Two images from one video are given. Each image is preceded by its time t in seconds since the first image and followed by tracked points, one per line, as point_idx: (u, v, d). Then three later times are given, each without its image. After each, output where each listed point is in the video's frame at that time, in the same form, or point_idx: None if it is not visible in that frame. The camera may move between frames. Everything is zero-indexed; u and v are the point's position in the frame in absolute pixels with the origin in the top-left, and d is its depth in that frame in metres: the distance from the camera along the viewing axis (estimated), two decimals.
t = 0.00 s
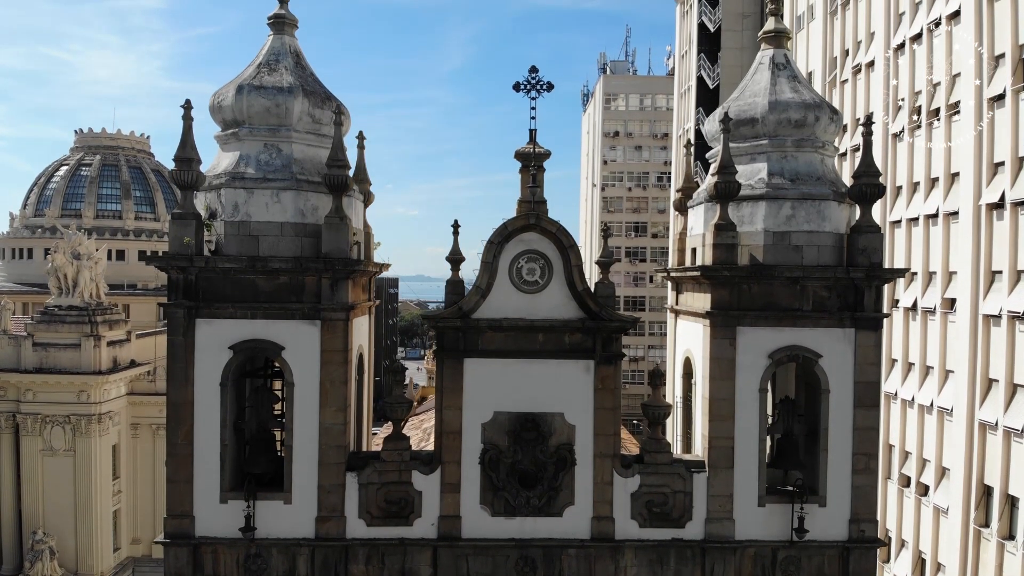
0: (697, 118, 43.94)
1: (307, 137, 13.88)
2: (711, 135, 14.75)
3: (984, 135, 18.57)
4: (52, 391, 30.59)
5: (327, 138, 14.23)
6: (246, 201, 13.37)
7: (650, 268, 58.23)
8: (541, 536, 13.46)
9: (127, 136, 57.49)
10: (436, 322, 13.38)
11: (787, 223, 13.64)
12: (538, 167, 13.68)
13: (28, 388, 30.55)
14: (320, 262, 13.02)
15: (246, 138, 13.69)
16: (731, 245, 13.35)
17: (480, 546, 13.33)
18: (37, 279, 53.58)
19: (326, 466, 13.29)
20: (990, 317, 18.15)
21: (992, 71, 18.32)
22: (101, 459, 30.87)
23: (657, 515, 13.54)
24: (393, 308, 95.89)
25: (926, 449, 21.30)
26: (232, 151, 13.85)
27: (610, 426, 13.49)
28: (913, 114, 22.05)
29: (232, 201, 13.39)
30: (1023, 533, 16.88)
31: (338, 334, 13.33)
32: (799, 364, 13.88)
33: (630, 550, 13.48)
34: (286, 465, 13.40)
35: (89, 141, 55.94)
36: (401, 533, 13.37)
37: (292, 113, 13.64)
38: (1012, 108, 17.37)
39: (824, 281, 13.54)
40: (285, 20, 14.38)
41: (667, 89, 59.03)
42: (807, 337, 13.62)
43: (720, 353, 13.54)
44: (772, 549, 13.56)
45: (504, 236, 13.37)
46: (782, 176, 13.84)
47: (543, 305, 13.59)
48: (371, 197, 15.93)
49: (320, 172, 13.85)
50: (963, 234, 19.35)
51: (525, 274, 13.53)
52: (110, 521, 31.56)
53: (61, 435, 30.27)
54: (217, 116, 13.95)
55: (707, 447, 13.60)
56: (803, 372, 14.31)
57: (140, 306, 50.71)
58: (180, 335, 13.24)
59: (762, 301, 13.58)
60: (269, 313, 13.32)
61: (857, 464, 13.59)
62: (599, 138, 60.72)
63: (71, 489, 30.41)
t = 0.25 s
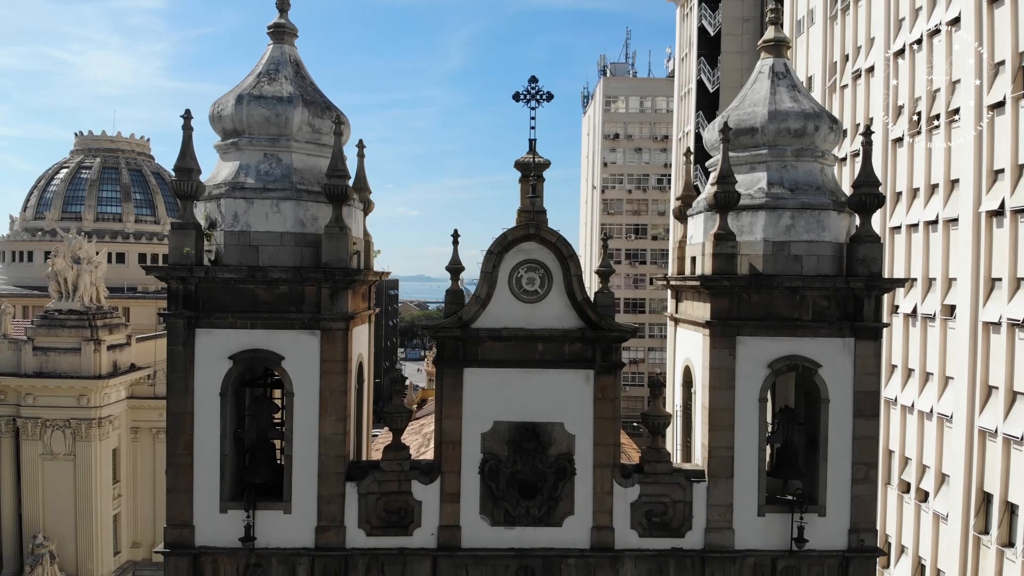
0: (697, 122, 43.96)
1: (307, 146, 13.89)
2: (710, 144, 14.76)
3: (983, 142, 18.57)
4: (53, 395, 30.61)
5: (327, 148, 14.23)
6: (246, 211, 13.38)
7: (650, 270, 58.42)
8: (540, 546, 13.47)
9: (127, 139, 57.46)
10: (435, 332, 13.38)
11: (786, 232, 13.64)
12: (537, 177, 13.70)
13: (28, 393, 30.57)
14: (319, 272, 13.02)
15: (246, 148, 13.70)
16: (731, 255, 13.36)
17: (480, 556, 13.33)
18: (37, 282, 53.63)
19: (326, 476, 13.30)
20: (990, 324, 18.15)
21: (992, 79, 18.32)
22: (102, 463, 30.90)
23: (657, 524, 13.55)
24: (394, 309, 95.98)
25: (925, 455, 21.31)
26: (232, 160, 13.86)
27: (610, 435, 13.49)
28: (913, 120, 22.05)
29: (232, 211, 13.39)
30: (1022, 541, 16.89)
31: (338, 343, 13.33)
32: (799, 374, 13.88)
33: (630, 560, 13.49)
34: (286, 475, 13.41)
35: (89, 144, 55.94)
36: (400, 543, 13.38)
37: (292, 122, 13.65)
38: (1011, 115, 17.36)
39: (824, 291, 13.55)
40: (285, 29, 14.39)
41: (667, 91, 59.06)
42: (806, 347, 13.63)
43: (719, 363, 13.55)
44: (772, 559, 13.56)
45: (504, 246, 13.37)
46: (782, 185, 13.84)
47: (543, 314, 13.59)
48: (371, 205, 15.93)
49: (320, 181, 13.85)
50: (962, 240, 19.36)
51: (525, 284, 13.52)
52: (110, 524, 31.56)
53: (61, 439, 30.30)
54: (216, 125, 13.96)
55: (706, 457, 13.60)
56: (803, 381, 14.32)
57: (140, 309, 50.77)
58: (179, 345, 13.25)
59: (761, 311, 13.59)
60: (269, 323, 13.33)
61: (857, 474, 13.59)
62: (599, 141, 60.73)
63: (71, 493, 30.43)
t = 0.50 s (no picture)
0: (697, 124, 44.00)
1: (307, 154, 13.89)
2: (710, 151, 14.77)
3: (983, 148, 18.57)
4: (53, 399, 30.62)
5: (327, 156, 14.24)
6: (246, 220, 13.38)
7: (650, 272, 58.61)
8: (540, 554, 13.47)
9: (127, 141, 57.46)
10: (435, 340, 13.37)
11: (786, 241, 13.64)
12: (537, 185, 13.72)
13: (28, 396, 30.60)
14: (319, 280, 13.02)
15: (246, 156, 13.70)
16: (731, 263, 13.36)
17: (480, 564, 13.34)
18: (37, 285, 53.67)
19: (326, 484, 13.30)
20: (989, 330, 18.16)
21: (992, 85, 18.32)
22: (102, 467, 30.92)
23: (657, 533, 13.56)
24: (394, 310, 96.05)
25: (925, 460, 21.31)
26: (232, 168, 13.86)
27: (609, 444, 13.49)
28: (913, 125, 22.04)
29: (232, 219, 13.40)
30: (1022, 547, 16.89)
31: (337, 352, 13.33)
32: (799, 382, 13.88)
33: (630, 568, 13.49)
34: (285, 483, 13.41)
35: (89, 146, 55.95)
36: (400, 551, 13.39)
37: (292, 131, 13.66)
38: (1012, 122, 17.37)
39: (824, 299, 13.55)
40: (285, 37, 14.39)
41: (667, 93, 59.06)
42: (806, 355, 13.63)
43: (719, 371, 13.55)
44: (772, 567, 13.57)
45: (504, 255, 13.36)
46: (781, 193, 13.84)
47: (543, 323, 13.58)
48: (371, 212, 15.93)
49: (320, 190, 13.86)
50: (962, 246, 19.36)
51: (525, 292, 13.52)
52: (110, 528, 31.55)
53: (61, 443, 30.31)
54: (216, 133, 13.97)
55: (706, 465, 13.60)
56: (803, 389, 14.32)
57: (140, 311, 50.78)
58: (179, 354, 13.26)
59: (761, 319, 13.59)
60: (269, 332, 13.33)
61: (856, 482, 13.60)
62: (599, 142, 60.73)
63: (71, 497, 30.48)
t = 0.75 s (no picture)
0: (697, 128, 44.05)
1: (306, 163, 13.89)
2: (709, 160, 14.77)
3: (983, 155, 18.56)
4: (52, 403, 30.63)
5: (326, 165, 14.25)
6: (245, 230, 13.39)
7: (650, 274, 58.71)
8: (539, 564, 13.47)
9: (127, 144, 57.45)
10: (434, 350, 13.37)
11: (785, 250, 13.64)
12: (536, 195, 13.73)
13: (28, 400, 30.60)
14: (319, 290, 13.01)
15: (245, 166, 13.69)
16: (730, 273, 13.36)
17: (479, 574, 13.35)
18: (37, 287, 53.68)
19: (325, 494, 13.30)
20: (989, 337, 18.16)
21: (992, 91, 18.31)
22: (101, 471, 30.92)
23: (656, 542, 13.56)
24: (394, 311, 96.04)
25: (925, 466, 21.31)
26: (231, 178, 13.86)
27: (609, 453, 13.48)
28: (913, 131, 22.03)
29: (231, 229, 13.40)
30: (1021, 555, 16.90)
31: (337, 362, 13.33)
32: (798, 392, 13.88)
33: None
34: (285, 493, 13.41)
35: (89, 149, 55.94)
36: (399, 561, 13.39)
37: (291, 140, 13.66)
38: (1012, 129, 17.36)
39: (823, 309, 13.55)
40: (284, 46, 14.39)
41: (667, 95, 59.04)
42: (805, 365, 13.63)
43: (719, 381, 13.55)
44: None
45: (503, 264, 13.35)
46: (781, 203, 13.83)
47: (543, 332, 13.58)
48: (371, 220, 15.93)
49: (320, 199, 13.86)
50: (962, 253, 19.35)
51: (525, 301, 13.52)
52: (110, 532, 31.57)
53: (61, 447, 30.30)
54: (216, 143, 13.96)
55: (706, 475, 13.60)
56: (802, 398, 14.31)
57: (140, 314, 50.79)
58: (179, 364, 13.27)
59: (760, 329, 13.59)
60: (268, 341, 13.33)
61: (855, 491, 13.60)
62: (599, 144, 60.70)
63: (71, 501, 30.46)
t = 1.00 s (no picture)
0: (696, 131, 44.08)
1: (306, 172, 13.90)
2: (709, 168, 14.78)
3: (983, 161, 18.55)
4: (52, 407, 30.64)
5: (326, 173, 14.25)
6: (245, 238, 13.39)
7: (650, 276, 58.79)
8: (539, 572, 13.48)
9: (127, 146, 57.47)
10: (434, 358, 13.36)
11: (785, 258, 13.64)
12: (536, 203, 13.75)
13: (28, 404, 30.62)
14: (318, 298, 13.01)
15: (245, 174, 13.70)
16: (730, 281, 13.35)
17: None
18: (37, 290, 53.72)
19: (324, 503, 13.30)
20: (988, 343, 18.16)
21: (992, 97, 18.30)
22: (101, 475, 30.94)
23: (656, 550, 13.57)
24: (394, 312, 96.07)
25: (924, 471, 21.33)
26: (231, 186, 13.86)
27: (609, 462, 13.48)
28: (913, 136, 22.03)
29: (231, 238, 13.39)
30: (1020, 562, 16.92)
31: (336, 370, 13.32)
32: (798, 400, 13.88)
33: None
34: (284, 502, 13.41)
35: (89, 151, 55.97)
36: (399, 570, 13.40)
37: (291, 148, 13.67)
38: (1012, 135, 17.36)
39: (823, 317, 13.55)
40: (284, 54, 14.39)
41: (667, 97, 59.04)
42: (805, 373, 13.63)
43: (718, 389, 13.55)
44: None
45: (502, 272, 13.34)
46: (780, 211, 13.83)
47: (542, 340, 13.57)
48: (371, 227, 15.94)
49: (319, 207, 13.86)
50: (962, 259, 19.35)
51: (525, 309, 13.51)
52: (110, 535, 31.55)
53: (60, 450, 30.31)
54: (216, 151, 13.96)
55: (705, 483, 13.61)
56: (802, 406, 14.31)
57: (140, 316, 50.82)
58: (179, 372, 13.27)
59: (760, 337, 13.59)
60: (267, 350, 13.32)
61: (855, 500, 13.61)
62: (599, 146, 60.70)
63: (71, 504, 30.46)
